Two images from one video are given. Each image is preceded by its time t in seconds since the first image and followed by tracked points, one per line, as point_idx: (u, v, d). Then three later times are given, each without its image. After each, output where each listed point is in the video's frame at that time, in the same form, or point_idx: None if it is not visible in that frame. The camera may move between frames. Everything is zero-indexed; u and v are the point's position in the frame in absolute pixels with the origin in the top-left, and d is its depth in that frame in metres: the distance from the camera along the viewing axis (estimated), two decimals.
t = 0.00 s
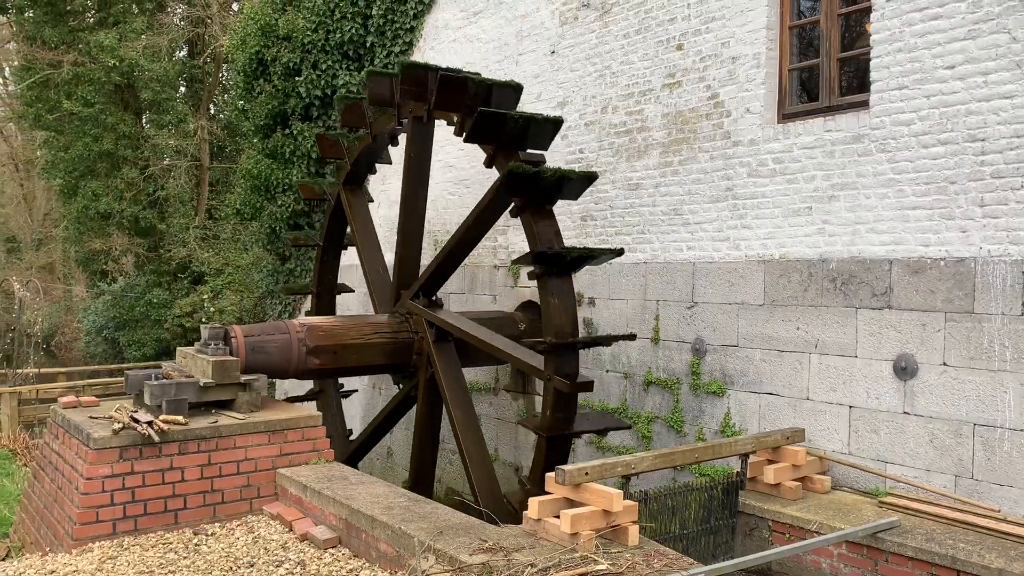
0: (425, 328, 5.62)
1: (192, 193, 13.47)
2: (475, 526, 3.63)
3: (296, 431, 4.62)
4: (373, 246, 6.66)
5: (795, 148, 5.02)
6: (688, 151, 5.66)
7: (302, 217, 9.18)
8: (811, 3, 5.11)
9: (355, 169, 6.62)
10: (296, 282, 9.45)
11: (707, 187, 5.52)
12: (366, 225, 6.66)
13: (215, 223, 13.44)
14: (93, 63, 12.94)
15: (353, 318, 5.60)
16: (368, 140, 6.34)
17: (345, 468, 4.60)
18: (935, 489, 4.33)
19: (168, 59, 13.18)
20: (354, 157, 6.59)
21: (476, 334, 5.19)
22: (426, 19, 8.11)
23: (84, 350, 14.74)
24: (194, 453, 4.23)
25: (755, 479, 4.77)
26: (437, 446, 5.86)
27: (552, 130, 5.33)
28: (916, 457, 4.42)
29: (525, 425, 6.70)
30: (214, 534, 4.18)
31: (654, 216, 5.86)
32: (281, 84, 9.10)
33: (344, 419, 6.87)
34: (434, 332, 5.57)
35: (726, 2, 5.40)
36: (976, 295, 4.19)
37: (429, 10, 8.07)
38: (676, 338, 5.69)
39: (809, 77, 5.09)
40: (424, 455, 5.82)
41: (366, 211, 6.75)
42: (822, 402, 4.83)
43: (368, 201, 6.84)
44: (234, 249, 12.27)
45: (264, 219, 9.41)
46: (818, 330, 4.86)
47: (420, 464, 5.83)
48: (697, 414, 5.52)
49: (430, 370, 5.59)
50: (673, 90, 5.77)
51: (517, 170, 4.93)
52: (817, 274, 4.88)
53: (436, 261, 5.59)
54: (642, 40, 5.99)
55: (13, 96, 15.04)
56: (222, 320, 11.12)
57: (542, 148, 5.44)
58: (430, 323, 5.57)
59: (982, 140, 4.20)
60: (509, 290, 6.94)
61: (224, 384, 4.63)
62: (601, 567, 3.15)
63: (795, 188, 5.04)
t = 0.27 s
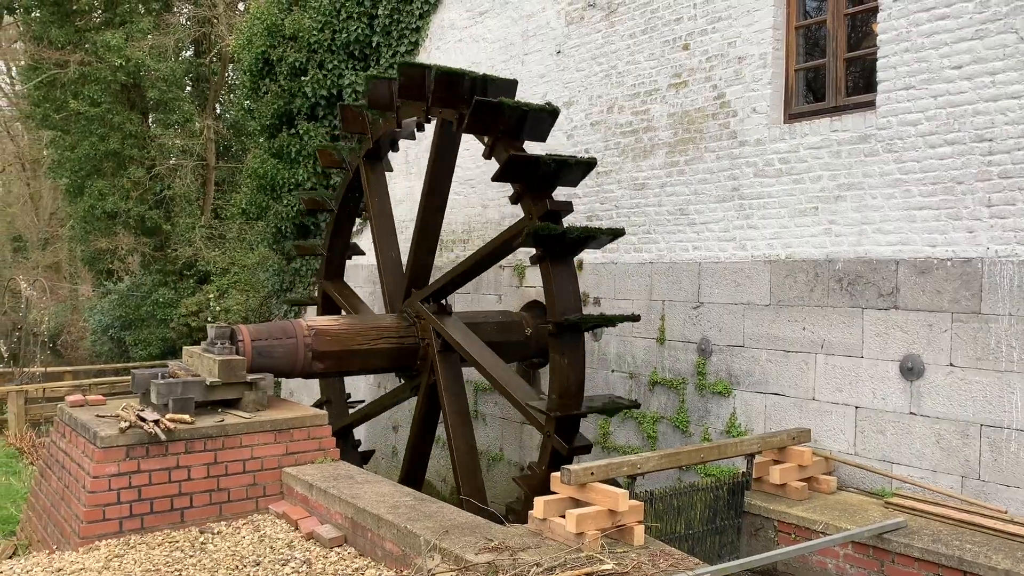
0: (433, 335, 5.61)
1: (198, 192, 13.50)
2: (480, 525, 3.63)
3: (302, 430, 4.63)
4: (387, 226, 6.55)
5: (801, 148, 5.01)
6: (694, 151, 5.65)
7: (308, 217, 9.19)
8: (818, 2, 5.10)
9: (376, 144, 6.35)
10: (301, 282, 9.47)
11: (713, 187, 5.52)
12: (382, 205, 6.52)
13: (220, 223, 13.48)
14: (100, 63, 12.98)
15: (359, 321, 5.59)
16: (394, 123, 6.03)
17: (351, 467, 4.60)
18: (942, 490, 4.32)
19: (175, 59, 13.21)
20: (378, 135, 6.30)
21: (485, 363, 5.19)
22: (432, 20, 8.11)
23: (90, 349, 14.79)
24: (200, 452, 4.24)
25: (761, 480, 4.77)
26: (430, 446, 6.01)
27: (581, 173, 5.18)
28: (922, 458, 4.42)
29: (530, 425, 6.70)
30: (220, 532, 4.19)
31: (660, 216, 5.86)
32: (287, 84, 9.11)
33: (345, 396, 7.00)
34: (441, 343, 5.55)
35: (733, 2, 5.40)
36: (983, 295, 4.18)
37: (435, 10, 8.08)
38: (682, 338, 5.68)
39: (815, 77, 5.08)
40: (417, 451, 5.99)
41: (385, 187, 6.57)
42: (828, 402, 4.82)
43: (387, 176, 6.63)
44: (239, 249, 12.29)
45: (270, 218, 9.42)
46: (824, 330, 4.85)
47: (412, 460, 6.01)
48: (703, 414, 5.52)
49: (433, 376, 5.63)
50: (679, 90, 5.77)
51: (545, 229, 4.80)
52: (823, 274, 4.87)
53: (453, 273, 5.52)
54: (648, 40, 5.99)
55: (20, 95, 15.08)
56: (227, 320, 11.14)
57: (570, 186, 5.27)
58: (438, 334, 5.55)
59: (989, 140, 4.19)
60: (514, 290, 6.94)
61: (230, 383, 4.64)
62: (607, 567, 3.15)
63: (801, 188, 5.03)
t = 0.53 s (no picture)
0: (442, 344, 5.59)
1: (205, 192, 13.53)
2: (488, 524, 3.63)
3: (310, 429, 4.64)
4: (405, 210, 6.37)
5: (809, 147, 5.00)
6: (701, 150, 5.65)
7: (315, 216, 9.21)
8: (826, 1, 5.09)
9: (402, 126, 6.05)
10: (308, 281, 9.49)
11: (721, 186, 5.51)
12: (402, 190, 6.32)
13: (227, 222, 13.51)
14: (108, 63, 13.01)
15: (368, 324, 5.56)
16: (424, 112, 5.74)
17: (358, 466, 4.61)
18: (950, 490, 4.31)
19: (182, 58, 13.25)
20: (406, 119, 5.96)
21: (489, 393, 5.21)
22: (439, 19, 8.12)
23: (98, 348, 14.84)
24: (209, 450, 4.26)
25: (768, 479, 4.76)
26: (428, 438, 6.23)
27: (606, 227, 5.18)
28: (930, 458, 4.41)
29: (537, 424, 6.70)
30: (228, 531, 4.20)
31: (667, 215, 5.86)
32: (294, 84, 9.13)
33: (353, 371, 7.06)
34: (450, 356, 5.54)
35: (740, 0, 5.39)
36: (992, 295, 4.16)
37: (442, 9, 8.08)
38: (689, 337, 5.68)
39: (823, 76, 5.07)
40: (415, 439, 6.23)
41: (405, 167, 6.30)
42: (836, 402, 4.81)
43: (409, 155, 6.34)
44: (247, 248, 12.32)
45: (277, 218, 9.44)
46: (832, 330, 4.84)
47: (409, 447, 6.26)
48: (710, 413, 5.51)
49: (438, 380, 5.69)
50: (687, 89, 5.76)
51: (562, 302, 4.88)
52: (831, 274, 4.87)
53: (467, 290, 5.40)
54: (656, 39, 5.99)
55: (29, 96, 15.15)
56: (235, 319, 11.17)
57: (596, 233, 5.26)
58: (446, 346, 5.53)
59: (999, 139, 4.18)
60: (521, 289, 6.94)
61: (239, 382, 4.65)
62: (615, 566, 3.14)
63: (809, 187, 5.02)
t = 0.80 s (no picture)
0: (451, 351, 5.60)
1: (214, 193, 13.58)
2: (496, 524, 3.63)
3: (319, 428, 4.65)
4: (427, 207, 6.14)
5: (818, 146, 4.99)
6: (710, 150, 5.64)
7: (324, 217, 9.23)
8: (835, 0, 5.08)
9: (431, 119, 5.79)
10: (317, 281, 9.52)
11: (729, 186, 5.50)
12: (427, 183, 6.09)
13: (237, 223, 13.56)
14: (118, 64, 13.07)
15: (380, 328, 5.56)
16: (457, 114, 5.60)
17: (367, 465, 4.62)
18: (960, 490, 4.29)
19: (192, 59, 13.30)
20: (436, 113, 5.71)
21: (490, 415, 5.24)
22: (447, 19, 8.13)
23: (108, 349, 14.92)
24: (219, 450, 4.27)
25: (776, 480, 4.75)
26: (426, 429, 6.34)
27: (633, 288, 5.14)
28: (941, 458, 4.39)
29: (545, 424, 6.70)
30: (238, 530, 4.22)
31: (676, 215, 5.85)
32: (303, 84, 9.15)
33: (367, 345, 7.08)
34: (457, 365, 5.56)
35: None
36: (1003, 294, 4.14)
37: (450, 10, 8.09)
38: (698, 337, 5.67)
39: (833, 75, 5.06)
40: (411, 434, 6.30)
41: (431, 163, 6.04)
42: (846, 401, 4.80)
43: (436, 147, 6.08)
44: (256, 248, 12.37)
45: (286, 218, 9.47)
46: (841, 330, 4.83)
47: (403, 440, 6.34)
48: (719, 413, 5.51)
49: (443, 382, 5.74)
50: (695, 89, 5.75)
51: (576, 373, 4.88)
52: (840, 274, 4.85)
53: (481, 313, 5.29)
54: (664, 39, 5.98)
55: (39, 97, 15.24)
56: (244, 319, 11.20)
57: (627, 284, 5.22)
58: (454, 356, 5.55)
59: (1009, 138, 4.16)
60: (530, 289, 6.94)
61: (248, 382, 4.66)
62: (624, 566, 3.14)
63: (819, 186, 5.01)
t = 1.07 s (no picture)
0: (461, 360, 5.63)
1: (226, 194, 13.64)
2: (508, 524, 3.63)
3: (330, 429, 4.66)
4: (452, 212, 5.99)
5: (830, 145, 4.97)
6: (721, 149, 5.63)
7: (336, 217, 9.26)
8: None
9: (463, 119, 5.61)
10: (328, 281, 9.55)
11: (741, 185, 5.49)
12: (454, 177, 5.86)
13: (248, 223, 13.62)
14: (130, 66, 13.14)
15: (391, 334, 5.54)
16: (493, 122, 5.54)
17: (378, 465, 4.63)
18: (975, 491, 4.27)
19: (203, 61, 13.36)
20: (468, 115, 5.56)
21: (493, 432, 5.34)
22: (458, 20, 8.14)
23: (121, 349, 15.01)
24: (231, 450, 4.29)
25: (788, 480, 4.73)
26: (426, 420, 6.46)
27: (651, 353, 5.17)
28: (954, 458, 4.37)
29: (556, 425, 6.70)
30: (250, 530, 4.23)
31: (687, 215, 5.84)
32: (314, 85, 9.17)
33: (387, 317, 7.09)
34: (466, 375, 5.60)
35: None
36: (1018, 293, 4.12)
37: (460, 10, 8.10)
38: (710, 337, 5.66)
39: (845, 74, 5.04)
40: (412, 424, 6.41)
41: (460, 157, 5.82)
42: (858, 402, 4.78)
43: (468, 137, 5.82)
44: (267, 249, 12.42)
45: (297, 219, 9.50)
46: (854, 329, 4.81)
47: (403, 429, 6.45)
48: (731, 414, 5.49)
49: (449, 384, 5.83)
50: (706, 88, 5.74)
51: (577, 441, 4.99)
52: (852, 273, 4.84)
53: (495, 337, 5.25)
54: (674, 38, 5.98)
55: (53, 99, 15.35)
56: (255, 319, 11.25)
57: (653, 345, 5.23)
58: (464, 368, 5.57)
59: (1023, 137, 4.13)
60: (540, 289, 6.94)
61: (260, 382, 4.68)
62: (636, 566, 3.14)
63: (831, 186, 4.99)
